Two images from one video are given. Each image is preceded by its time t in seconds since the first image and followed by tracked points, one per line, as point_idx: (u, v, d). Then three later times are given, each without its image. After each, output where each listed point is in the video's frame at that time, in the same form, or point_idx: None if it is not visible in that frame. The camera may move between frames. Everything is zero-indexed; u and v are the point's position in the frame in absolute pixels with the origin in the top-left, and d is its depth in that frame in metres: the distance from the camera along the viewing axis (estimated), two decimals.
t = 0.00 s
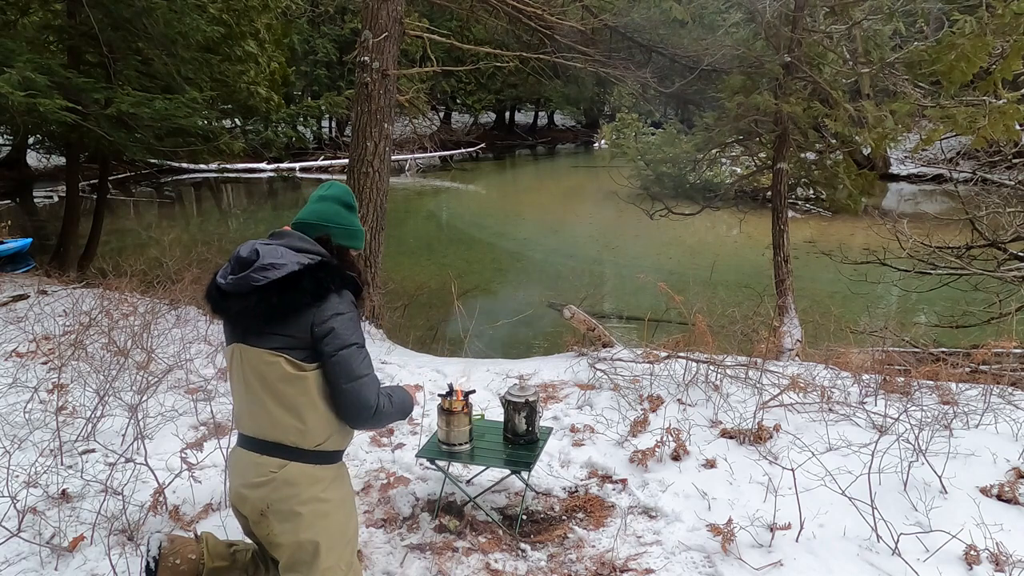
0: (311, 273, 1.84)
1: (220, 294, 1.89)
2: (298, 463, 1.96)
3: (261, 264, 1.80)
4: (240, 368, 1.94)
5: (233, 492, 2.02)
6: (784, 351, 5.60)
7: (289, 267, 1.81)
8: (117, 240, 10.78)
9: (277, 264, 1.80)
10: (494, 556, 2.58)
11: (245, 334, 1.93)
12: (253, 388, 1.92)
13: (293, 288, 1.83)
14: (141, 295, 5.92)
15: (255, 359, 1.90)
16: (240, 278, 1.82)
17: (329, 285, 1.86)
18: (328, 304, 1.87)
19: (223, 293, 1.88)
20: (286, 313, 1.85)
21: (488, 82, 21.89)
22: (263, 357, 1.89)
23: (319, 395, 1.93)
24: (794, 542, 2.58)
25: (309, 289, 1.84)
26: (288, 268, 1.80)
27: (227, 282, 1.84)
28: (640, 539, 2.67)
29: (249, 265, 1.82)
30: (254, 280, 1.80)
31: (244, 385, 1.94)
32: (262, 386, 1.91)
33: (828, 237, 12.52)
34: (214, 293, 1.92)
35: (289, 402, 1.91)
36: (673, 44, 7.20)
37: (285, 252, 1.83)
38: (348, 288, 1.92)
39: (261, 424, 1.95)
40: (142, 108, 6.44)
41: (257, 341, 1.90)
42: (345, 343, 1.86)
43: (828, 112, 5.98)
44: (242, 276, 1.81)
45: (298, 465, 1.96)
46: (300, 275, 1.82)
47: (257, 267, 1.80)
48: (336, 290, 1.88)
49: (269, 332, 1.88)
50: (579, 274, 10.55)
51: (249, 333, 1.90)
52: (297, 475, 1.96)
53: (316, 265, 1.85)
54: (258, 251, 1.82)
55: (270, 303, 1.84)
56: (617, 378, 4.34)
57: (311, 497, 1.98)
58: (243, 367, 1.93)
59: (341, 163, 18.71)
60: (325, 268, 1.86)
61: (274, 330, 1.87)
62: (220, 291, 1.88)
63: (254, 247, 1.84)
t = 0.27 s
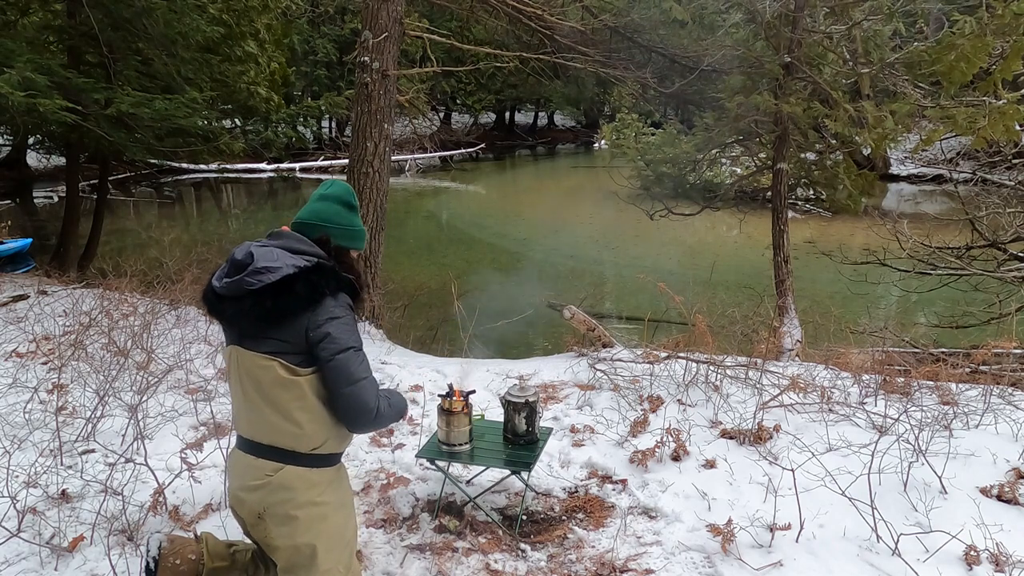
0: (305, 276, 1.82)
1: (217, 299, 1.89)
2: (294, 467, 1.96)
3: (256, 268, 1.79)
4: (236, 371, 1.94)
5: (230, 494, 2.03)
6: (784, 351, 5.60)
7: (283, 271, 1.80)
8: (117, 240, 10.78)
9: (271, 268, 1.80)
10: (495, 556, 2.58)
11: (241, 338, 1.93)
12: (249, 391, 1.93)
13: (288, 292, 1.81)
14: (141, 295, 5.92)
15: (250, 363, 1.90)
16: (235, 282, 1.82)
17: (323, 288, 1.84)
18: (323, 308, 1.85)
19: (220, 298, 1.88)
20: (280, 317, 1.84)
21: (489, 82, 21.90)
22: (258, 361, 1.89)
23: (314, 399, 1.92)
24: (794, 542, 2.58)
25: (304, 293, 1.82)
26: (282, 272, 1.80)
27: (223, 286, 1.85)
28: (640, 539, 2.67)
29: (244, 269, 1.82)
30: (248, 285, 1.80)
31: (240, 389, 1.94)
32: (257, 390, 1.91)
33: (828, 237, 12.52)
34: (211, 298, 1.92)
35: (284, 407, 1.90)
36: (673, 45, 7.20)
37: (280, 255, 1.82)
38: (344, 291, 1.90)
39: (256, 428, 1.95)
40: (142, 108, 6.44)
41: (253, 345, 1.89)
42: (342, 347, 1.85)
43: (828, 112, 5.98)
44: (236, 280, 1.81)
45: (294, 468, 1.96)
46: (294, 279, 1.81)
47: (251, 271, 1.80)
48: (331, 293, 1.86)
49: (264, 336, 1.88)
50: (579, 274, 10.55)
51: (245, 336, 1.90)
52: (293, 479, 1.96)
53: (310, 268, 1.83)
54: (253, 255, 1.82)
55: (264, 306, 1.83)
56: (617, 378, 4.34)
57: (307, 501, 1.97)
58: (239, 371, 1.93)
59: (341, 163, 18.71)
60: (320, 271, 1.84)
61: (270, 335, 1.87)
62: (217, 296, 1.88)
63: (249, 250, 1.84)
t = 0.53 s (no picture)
0: (304, 276, 1.82)
1: (216, 302, 1.89)
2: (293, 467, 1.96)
3: (254, 270, 1.79)
4: (234, 373, 1.94)
5: (229, 495, 2.03)
6: (784, 351, 5.60)
7: (281, 272, 1.79)
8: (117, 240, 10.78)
9: (269, 269, 1.79)
10: (495, 556, 2.58)
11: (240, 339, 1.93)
12: (248, 392, 1.93)
13: (287, 293, 1.81)
14: (141, 295, 5.92)
15: (248, 364, 1.90)
16: (233, 284, 1.81)
17: (323, 288, 1.84)
18: (323, 308, 1.84)
19: (218, 300, 1.87)
20: (280, 318, 1.84)
21: (489, 82, 21.90)
22: (256, 362, 1.89)
23: (312, 399, 1.92)
24: (794, 542, 2.58)
25: (303, 294, 1.81)
26: (280, 273, 1.79)
27: (221, 288, 1.84)
28: (640, 539, 2.67)
29: (242, 270, 1.82)
30: (247, 286, 1.80)
31: (239, 390, 1.95)
32: (256, 391, 1.91)
33: (828, 237, 12.52)
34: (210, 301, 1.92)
35: (283, 408, 1.90)
36: (673, 45, 7.19)
37: (278, 256, 1.82)
38: (343, 291, 1.90)
39: (255, 429, 1.95)
40: (142, 108, 6.45)
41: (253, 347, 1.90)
42: (345, 346, 1.83)
43: (828, 112, 5.99)
44: (234, 282, 1.81)
45: (293, 469, 1.96)
46: (292, 279, 1.80)
47: (249, 273, 1.79)
48: (330, 292, 1.85)
49: (262, 337, 1.88)
50: (579, 274, 10.55)
51: (244, 337, 1.91)
52: (292, 479, 1.96)
53: (309, 268, 1.82)
54: (251, 256, 1.82)
55: (263, 308, 1.83)
56: (617, 378, 4.34)
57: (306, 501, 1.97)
58: (237, 372, 1.93)
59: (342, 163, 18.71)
60: (318, 271, 1.84)
61: (271, 337, 1.87)
62: (216, 298, 1.88)
63: (247, 251, 1.83)
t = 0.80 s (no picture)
0: (305, 277, 1.81)
1: (217, 302, 1.88)
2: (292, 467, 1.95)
3: (255, 270, 1.78)
4: (235, 372, 1.94)
5: (230, 496, 2.03)
6: (784, 351, 5.61)
7: (282, 273, 1.79)
8: (117, 240, 10.78)
9: (271, 269, 1.79)
10: (494, 556, 2.58)
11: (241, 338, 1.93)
12: (248, 391, 1.93)
13: (289, 294, 1.81)
14: (141, 295, 5.93)
15: (248, 364, 1.90)
16: (235, 285, 1.81)
17: (325, 288, 1.84)
18: (325, 309, 1.85)
19: (219, 300, 1.87)
20: (280, 318, 1.84)
21: (489, 82, 21.89)
22: (256, 362, 1.89)
23: (312, 399, 1.92)
24: (794, 542, 2.58)
25: (305, 294, 1.81)
26: (281, 274, 1.78)
27: (222, 288, 1.84)
28: (640, 539, 2.67)
29: (243, 270, 1.81)
30: (248, 287, 1.79)
31: (239, 390, 1.95)
32: (256, 390, 1.91)
33: (828, 237, 12.53)
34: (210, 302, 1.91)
35: (284, 408, 1.90)
36: (673, 44, 7.18)
37: (279, 256, 1.81)
38: (343, 292, 1.90)
39: (255, 429, 1.95)
40: (142, 108, 6.45)
41: (254, 347, 1.90)
42: (347, 348, 1.84)
43: (828, 112, 5.99)
44: (236, 282, 1.80)
45: (292, 469, 1.96)
46: (294, 280, 1.80)
47: (250, 273, 1.79)
48: (332, 292, 1.85)
49: (263, 337, 1.88)
50: (580, 274, 10.54)
51: (245, 337, 1.91)
52: (292, 479, 1.96)
53: (310, 268, 1.82)
54: (252, 256, 1.81)
55: (264, 307, 1.83)
56: (617, 378, 4.34)
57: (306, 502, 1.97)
58: (238, 371, 1.93)
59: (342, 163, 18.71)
60: (319, 271, 1.84)
61: (272, 337, 1.87)
62: (217, 299, 1.87)
63: (248, 251, 1.83)
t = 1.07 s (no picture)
0: (309, 277, 1.83)
1: (220, 302, 1.90)
2: (292, 467, 1.95)
3: (260, 270, 1.80)
4: (237, 370, 1.94)
5: (230, 495, 2.03)
6: (784, 351, 5.61)
7: (286, 273, 1.80)
8: (117, 240, 10.78)
9: (275, 269, 1.81)
10: (494, 556, 2.58)
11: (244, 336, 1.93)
12: (249, 389, 1.93)
13: (292, 294, 1.82)
14: (141, 295, 5.93)
15: (251, 362, 1.90)
16: (239, 284, 1.83)
17: (327, 290, 1.85)
18: (327, 310, 1.86)
19: (223, 300, 1.89)
20: (284, 320, 1.85)
21: (489, 82, 21.88)
22: (258, 361, 1.89)
23: (314, 399, 1.91)
24: (794, 542, 2.58)
25: (308, 294, 1.83)
26: (285, 274, 1.80)
27: (226, 286, 1.85)
28: (640, 540, 2.67)
29: (248, 270, 1.83)
30: (252, 286, 1.81)
31: (241, 388, 1.95)
32: (258, 388, 1.91)
33: (828, 237, 12.53)
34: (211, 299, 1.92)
35: (286, 408, 1.90)
36: (673, 45, 7.18)
37: (282, 256, 1.83)
38: (346, 294, 1.91)
39: (255, 427, 1.95)
40: (142, 108, 6.47)
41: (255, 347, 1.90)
42: (348, 350, 1.85)
43: (828, 112, 6.00)
44: (240, 281, 1.83)
45: (292, 469, 1.96)
46: (298, 280, 1.82)
47: (255, 272, 1.80)
48: (334, 293, 1.87)
49: (266, 337, 1.88)
50: (580, 274, 10.54)
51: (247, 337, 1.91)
52: (293, 479, 1.96)
53: (313, 268, 1.84)
54: (258, 255, 1.83)
55: (267, 306, 1.84)
56: (617, 378, 4.34)
57: (306, 502, 1.97)
58: (241, 369, 1.93)
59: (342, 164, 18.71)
60: (323, 271, 1.85)
61: (273, 337, 1.87)
62: (220, 298, 1.89)
63: (254, 251, 1.85)
